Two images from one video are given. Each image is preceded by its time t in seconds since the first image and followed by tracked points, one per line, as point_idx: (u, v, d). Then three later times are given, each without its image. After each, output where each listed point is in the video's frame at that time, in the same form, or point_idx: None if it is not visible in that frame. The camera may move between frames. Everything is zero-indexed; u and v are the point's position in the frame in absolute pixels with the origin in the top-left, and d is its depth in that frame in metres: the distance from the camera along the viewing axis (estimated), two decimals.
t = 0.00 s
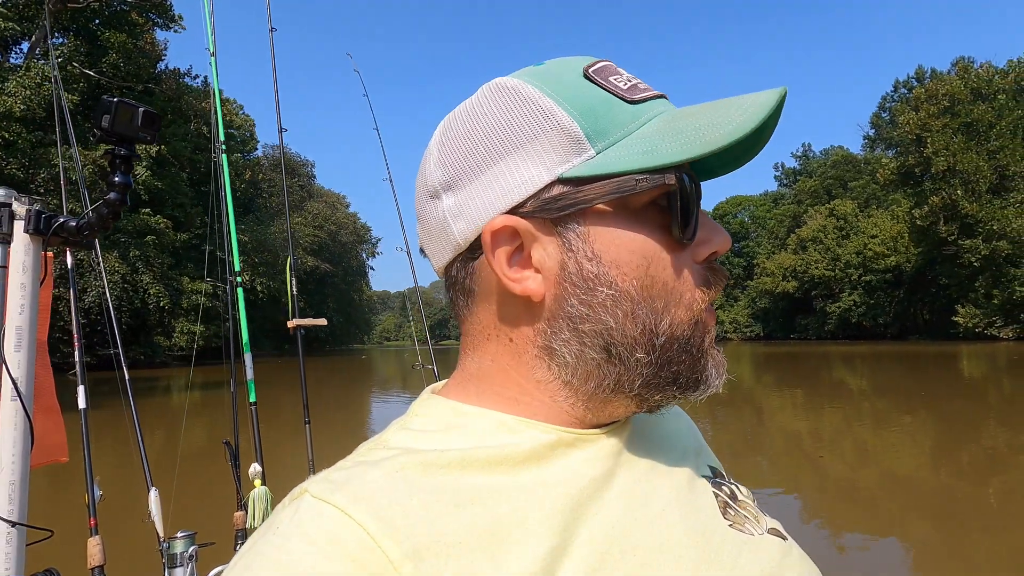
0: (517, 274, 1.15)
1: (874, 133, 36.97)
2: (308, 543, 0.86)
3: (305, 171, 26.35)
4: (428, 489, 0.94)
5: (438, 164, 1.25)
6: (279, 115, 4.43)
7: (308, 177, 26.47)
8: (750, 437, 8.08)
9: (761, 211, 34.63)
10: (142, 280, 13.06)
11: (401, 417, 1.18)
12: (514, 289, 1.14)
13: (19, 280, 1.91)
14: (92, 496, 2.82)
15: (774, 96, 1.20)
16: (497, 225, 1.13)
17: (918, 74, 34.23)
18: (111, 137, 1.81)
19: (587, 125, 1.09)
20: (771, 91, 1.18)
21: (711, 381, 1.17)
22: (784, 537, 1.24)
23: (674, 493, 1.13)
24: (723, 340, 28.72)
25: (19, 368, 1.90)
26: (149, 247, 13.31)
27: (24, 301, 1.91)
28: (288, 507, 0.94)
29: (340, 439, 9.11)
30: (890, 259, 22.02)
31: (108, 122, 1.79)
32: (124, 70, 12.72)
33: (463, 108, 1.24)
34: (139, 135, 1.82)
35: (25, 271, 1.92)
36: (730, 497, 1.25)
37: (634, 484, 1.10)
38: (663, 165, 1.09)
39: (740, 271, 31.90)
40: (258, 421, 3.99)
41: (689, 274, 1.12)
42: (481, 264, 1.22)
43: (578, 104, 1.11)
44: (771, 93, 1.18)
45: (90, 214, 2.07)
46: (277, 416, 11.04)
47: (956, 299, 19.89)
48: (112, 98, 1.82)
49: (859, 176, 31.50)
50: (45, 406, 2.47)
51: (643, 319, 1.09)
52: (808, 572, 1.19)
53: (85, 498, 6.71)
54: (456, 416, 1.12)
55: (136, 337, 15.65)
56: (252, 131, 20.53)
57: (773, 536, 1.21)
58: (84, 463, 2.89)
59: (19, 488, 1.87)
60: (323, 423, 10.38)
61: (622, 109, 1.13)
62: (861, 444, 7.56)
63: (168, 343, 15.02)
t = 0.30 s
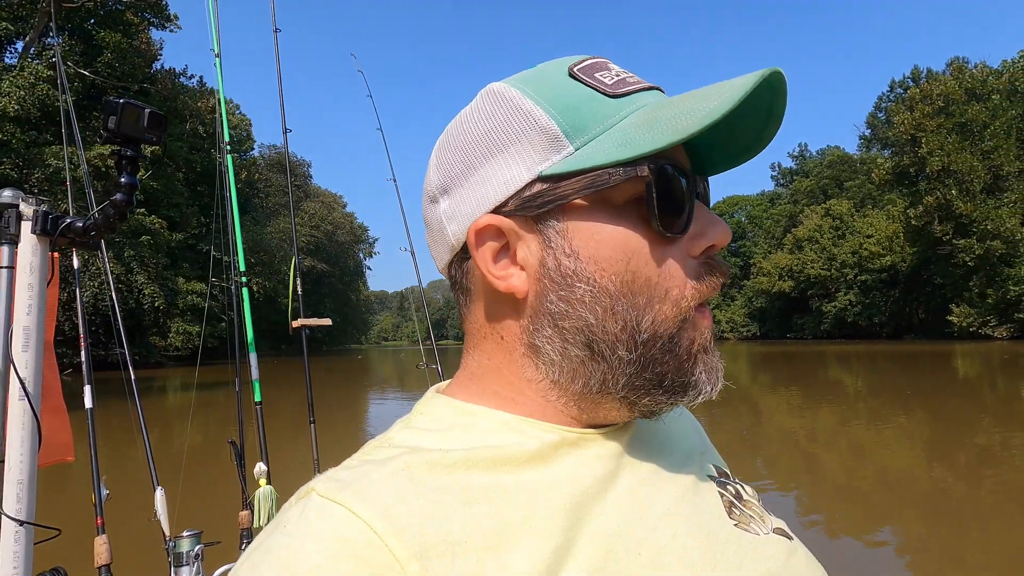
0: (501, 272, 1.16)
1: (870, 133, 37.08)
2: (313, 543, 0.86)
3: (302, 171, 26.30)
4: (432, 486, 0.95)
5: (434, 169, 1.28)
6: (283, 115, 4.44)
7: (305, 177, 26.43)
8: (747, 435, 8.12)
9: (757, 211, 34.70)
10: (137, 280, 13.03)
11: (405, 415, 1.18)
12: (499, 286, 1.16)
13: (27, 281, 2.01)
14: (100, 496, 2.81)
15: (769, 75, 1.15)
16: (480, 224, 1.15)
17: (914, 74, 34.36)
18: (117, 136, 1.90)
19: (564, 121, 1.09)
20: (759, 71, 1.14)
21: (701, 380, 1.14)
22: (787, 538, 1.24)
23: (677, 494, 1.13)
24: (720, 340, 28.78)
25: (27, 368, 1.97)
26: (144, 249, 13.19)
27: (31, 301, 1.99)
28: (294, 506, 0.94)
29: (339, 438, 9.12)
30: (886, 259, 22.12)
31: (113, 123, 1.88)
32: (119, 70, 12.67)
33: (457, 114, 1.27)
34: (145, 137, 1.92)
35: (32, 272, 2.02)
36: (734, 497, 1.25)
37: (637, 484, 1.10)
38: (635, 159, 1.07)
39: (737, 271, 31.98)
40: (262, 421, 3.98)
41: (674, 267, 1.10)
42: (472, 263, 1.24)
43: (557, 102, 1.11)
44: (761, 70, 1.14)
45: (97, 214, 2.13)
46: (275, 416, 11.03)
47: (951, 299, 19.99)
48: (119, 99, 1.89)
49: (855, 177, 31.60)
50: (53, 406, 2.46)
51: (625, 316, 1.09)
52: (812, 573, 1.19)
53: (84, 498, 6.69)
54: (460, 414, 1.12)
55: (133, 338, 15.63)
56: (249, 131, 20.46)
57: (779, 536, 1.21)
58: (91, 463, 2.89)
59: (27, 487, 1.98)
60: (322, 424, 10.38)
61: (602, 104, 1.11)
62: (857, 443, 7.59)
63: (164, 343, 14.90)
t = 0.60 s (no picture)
0: (504, 270, 1.16)
1: (867, 133, 37.16)
2: (316, 542, 0.86)
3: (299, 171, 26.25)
4: (434, 485, 0.95)
5: (439, 168, 1.28)
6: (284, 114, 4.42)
7: (301, 177, 26.36)
8: (744, 434, 8.15)
9: (755, 211, 34.78)
10: (132, 280, 12.99)
11: (407, 414, 1.18)
12: (501, 285, 1.16)
13: (32, 282, 2.03)
14: (104, 495, 2.80)
15: (774, 74, 1.16)
16: (484, 223, 1.15)
17: (910, 74, 34.44)
18: (120, 138, 1.89)
19: (569, 121, 1.09)
20: (765, 70, 1.14)
21: (707, 380, 1.14)
22: (789, 538, 1.24)
23: (680, 495, 1.14)
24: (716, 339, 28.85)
25: (33, 367, 2.03)
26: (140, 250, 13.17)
27: (36, 301, 2.02)
28: (297, 504, 0.94)
29: (336, 438, 9.11)
30: (882, 258, 22.19)
31: (117, 124, 1.86)
32: (113, 70, 12.60)
33: (462, 112, 1.27)
34: (148, 137, 1.90)
35: (37, 273, 2.04)
36: (736, 497, 1.26)
37: (640, 483, 1.10)
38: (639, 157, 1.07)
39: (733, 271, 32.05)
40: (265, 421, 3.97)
41: (676, 265, 1.11)
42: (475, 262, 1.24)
43: (561, 102, 1.11)
44: (768, 71, 1.14)
45: (100, 214, 2.10)
46: (272, 416, 11.01)
47: (945, 298, 20.07)
48: (123, 100, 1.88)
49: (850, 176, 31.69)
50: (56, 405, 2.46)
51: (626, 314, 1.09)
52: (813, 572, 1.20)
53: (81, 498, 6.68)
54: (460, 413, 1.12)
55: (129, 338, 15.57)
56: (245, 131, 20.38)
57: (780, 536, 1.22)
58: (95, 462, 2.88)
59: (32, 487, 2.01)
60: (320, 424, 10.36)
61: (606, 102, 1.12)
62: (853, 442, 7.62)
63: (159, 344, 14.80)
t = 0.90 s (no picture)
0: (501, 271, 1.17)
1: (862, 133, 37.30)
2: (323, 545, 0.85)
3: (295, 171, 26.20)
4: (437, 487, 0.94)
5: (441, 169, 1.29)
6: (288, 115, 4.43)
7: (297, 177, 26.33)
8: (741, 433, 8.18)
9: (751, 210, 34.87)
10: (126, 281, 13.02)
11: (412, 416, 1.18)
12: (498, 286, 1.17)
13: (37, 283, 2.07)
14: (110, 496, 2.79)
15: (777, 74, 1.15)
16: (481, 225, 1.16)
17: (904, 74, 34.60)
18: (125, 139, 1.93)
19: (565, 122, 1.09)
20: (767, 67, 1.13)
21: (704, 383, 1.13)
22: (794, 539, 1.24)
23: (687, 496, 1.14)
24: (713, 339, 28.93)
25: (38, 369, 2.06)
26: (136, 250, 13.12)
27: (42, 303, 2.06)
28: (303, 507, 0.94)
29: (333, 439, 9.10)
30: (876, 258, 22.28)
31: (122, 125, 1.92)
32: (108, 69, 12.57)
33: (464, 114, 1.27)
34: (151, 138, 1.95)
35: (42, 274, 2.08)
36: (742, 500, 1.26)
37: (644, 485, 1.11)
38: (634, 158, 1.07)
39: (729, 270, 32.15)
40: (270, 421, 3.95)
41: (674, 266, 1.10)
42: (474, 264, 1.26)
43: (558, 103, 1.11)
44: (769, 69, 1.13)
45: (105, 216, 2.15)
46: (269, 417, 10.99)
47: (940, 297, 20.18)
48: (127, 101, 1.94)
49: (845, 176, 31.82)
50: (61, 407, 2.45)
51: (621, 317, 1.09)
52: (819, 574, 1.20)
53: (78, 497, 6.66)
54: (465, 415, 1.12)
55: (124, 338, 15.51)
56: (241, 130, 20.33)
57: (787, 538, 1.22)
58: (100, 462, 2.86)
59: (39, 487, 2.06)
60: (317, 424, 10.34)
61: (604, 102, 1.11)
62: (849, 441, 7.65)
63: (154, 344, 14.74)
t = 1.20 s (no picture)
0: (502, 270, 1.17)
1: (858, 133, 37.39)
2: (324, 545, 0.85)
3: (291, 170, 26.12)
4: (437, 487, 0.94)
5: (442, 168, 1.29)
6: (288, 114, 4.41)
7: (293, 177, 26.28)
8: (737, 432, 8.20)
9: (747, 210, 34.93)
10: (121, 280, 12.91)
11: (412, 414, 1.18)
12: (500, 284, 1.17)
13: (38, 283, 2.06)
14: (112, 495, 2.77)
15: (777, 70, 1.15)
16: (482, 222, 1.16)
17: (900, 74, 34.73)
18: (125, 140, 1.94)
19: (565, 119, 1.09)
20: (768, 64, 1.13)
21: (706, 380, 1.13)
22: (795, 538, 1.25)
23: (687, 495, 1.14)
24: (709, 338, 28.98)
25: (39, 368, 2.05)
26: (132, 251, 13.06)
27: (43, 303, 2.06)
28: (304, 505, 0.94)
29: (329, 439, 9.08)
30: (872, 257, 22.32)
31: (122, 125, 1.91)
32: (102, 69, 12.54)
33: (465, 112, 1.27)
34: (152, 138, 1.95)
35: (44, 274, 2.08)
36: (743, 498, 1.26)
37: (645, 482, 1.11)
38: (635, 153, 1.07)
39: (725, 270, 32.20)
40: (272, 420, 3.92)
41: (676, 262, 1.10)
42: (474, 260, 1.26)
43: (559, 100, 1.11)
44: (770, 66, 1.13)
45: (107, 217, 2.15)
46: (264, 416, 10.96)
47: (934, 296, 20.26)
48: (127, 102, 1.94)
49: (841, 176, 31.91)
50: (62, 405, 2.44)
51: (622, 314, 1.09)
52: (820, 572, 1.20)
53: (74, 497, 6.64)
54: (465, 414, 1.12)
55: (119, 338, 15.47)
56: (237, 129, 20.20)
57: (787, 538, 1.23)
58: (103, 462, 2.85)
59: (40, 488, 2.05)
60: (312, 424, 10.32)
61: (603, 100, 1.12)
62: (845, 440, 7.67)
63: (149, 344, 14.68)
